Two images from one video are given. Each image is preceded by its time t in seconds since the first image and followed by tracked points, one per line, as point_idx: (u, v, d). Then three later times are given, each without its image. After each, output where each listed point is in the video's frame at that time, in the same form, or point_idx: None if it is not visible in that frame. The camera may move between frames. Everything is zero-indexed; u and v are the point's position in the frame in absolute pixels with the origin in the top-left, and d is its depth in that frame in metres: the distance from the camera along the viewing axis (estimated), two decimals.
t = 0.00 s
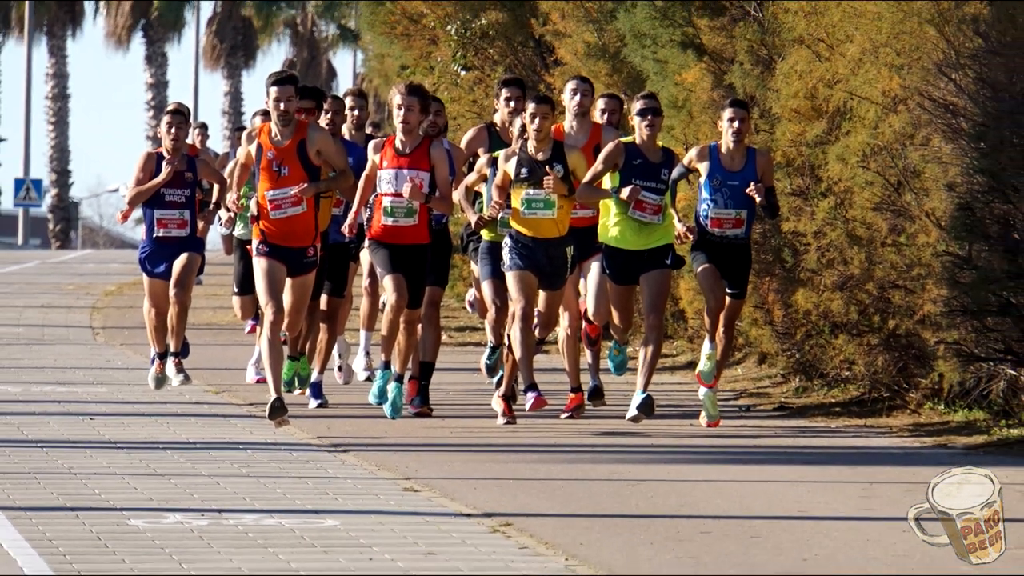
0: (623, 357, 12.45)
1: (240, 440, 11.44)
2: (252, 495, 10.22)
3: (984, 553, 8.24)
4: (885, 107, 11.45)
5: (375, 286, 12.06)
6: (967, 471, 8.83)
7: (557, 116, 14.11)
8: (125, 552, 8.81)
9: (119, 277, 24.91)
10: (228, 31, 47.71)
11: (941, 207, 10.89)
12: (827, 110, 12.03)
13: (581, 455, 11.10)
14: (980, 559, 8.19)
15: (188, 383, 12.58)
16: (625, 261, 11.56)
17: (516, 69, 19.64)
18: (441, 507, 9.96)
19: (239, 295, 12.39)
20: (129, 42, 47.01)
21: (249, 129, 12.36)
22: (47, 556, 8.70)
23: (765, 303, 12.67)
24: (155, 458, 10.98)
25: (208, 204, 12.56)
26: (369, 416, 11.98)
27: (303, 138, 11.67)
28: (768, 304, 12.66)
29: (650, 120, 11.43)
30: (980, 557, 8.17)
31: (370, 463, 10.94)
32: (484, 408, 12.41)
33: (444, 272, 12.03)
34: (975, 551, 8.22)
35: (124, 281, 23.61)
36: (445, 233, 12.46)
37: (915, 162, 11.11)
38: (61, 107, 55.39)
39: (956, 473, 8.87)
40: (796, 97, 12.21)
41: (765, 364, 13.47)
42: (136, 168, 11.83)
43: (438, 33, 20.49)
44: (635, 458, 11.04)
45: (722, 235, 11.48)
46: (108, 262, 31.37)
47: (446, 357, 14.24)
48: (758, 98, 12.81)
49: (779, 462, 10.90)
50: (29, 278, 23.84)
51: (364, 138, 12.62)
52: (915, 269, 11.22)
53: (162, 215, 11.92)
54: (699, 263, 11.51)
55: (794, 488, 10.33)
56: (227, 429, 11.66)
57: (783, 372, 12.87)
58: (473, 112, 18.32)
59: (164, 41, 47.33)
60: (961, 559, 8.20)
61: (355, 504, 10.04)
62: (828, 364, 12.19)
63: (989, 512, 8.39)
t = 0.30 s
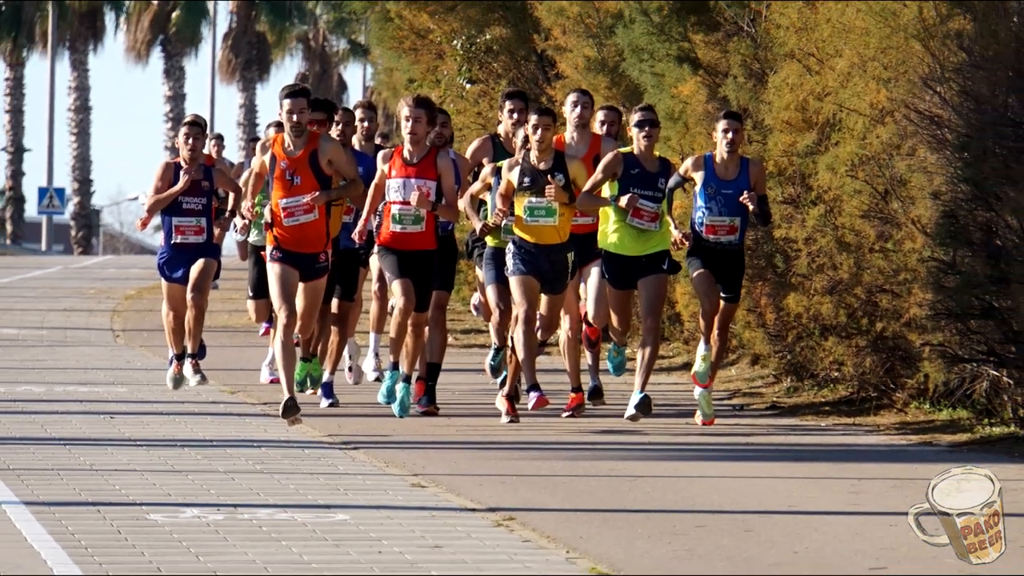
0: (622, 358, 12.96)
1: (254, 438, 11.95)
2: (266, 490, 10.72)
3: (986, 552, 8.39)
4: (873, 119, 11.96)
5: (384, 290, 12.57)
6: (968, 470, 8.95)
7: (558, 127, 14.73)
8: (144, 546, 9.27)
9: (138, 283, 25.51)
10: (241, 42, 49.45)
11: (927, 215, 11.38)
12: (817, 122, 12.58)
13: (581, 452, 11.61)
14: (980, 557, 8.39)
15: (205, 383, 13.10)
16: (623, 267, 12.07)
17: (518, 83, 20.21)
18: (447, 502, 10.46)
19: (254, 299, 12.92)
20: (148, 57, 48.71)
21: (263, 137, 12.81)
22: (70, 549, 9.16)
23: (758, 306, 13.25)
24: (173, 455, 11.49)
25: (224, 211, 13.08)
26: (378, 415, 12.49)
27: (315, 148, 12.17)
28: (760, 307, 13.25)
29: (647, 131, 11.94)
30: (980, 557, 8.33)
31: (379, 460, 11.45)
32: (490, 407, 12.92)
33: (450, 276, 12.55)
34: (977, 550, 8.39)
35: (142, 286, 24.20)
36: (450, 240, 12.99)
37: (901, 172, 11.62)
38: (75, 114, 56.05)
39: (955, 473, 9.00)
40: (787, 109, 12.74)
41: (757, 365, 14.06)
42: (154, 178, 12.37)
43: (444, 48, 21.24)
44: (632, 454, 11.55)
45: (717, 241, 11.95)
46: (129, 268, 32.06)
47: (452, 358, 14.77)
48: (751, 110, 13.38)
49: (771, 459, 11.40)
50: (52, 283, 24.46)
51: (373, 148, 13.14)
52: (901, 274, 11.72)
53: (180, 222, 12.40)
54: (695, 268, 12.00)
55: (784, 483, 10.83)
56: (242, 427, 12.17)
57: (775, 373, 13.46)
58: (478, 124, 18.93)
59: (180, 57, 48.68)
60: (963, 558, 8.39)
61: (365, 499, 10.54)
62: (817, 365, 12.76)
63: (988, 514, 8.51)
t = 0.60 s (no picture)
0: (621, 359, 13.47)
1: (267, 436, 12.44)
2: (279, 486, 11.19)
3: (985, 552, 8.90)
4: (861, 130, 12.49)
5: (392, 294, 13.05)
6: (968, 470, 9.69)
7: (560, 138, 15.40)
8: (161, 539, 9.63)
9: (157, 286, 26.13)
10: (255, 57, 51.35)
11: (913, 221, 11.86)
12: (807, 132, 13.21)
13: (581, 450, 12.10)
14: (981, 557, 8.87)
15: (220, 384, 13.73)
16: (622, 271, 12.58)
17: (520, 94, 21.05)
18: (453, 497, 10.94)
19: (268, 303, 13.42)
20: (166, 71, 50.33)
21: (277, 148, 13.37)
22: (91, 543, 9.49)
23: (751, 310, 13.84)
24: (190, 453, 11.97)
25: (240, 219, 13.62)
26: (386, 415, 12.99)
27: (327, 158, 12.66)
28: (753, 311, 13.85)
29: (645, 141, 12.39)
30: (982, 557, 8.83)
31: (387, 458, 11.94)
32: (494, 406, 13.43)
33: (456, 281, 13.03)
34: (977, 549, 8.90)
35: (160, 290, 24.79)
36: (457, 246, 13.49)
37: (889, 180, 12.08)
38: (90, 121, 56.78)
39: (957, 474, 9.76)
40: (780, 120, 13.39)
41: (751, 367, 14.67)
42: (171, 186, 12.93)
43: (450, 61, 22.17)
44: (630, 452, 12.03)
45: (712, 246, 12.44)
46: (151, 272, 32.81)
47: (457, 360, 15.29)
48: (744, 121, 14.10)
49: (763, 456, 11.89)
50: (72, 287, 25.11)
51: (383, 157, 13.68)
52: (889, 278, 12.22)
53: (196, 228, 12.97)
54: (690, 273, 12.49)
55: (775, 479, 11.31)
56: (256, 426, 12.66)
57: (768, 373, 14.06)
58: (482, 135, 19.69)
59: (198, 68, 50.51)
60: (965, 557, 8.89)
61: (374, 495, 11.01)
62: (809, 365, 13.33)
63: (987, 515, 9.08)
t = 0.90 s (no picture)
0: (620, 359, 13.99)
1: (279, 435, 12.95)
2: (291, 482, 11.69)
3: (984, 553, 9.13)
4: (851, 140, 12.99)
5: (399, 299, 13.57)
6: (968, 471, 10.18)
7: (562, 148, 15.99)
8: (178, 534, 10.12)
9: (173, 290, 26.79)
10: (268, 70, 52.79)
11: (900, 228, 12.36)
12: (799, 142, 13.72)
13: (581, 447, 12.61)
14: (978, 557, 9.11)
15: (235, 384, 14.27)
16: (621, 276, 13.07)
17: (524, 106, 21.90)
18: (458, 493, 11.44)
19: (280, 306, 13.94)
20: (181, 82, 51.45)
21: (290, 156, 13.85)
22: (110, 537, 9.97)
23: (744, 314, 14.37)
24: (205, 450, 12.47)
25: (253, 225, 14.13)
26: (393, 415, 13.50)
27: (337, 167, 13.13)
28: (746, 314, 14.37)
29: (643, 151, 12.91)
30: (980, 557, 9.06)
31: (395, 455, 12.44)
32: (498, 406, 13.94)
33: (461, 285, 13.55)
34: (972, 550, 9.15)
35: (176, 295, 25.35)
36: (462, 251, 14.01)
37: (877, 188, 12.58)
38: (102, 127, 57.42)
39: (956, 476, 10.24)
40: (772, 130, 13.93)
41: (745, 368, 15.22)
42: (188, 194, 13.43)
43: (455, 74, 22.93)
44: (628, 450, 12.54)
45: (707, 252, 12.93)
46: (168, 277, 33.48)
47: (462, 361, 15.81)
48: (739, 131, 14.66)
49: (756, 453, 12.39)
50: (92, 292, 25.76)
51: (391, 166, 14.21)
52: (877, 282, 12.72)
53: (211, 235, 13.45)
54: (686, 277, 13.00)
55: (767, 476, 11.80)
56: (268, 425, 13.17)
57: (761, 374, 14.61)
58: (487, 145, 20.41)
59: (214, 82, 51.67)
60: (962, 557, 9.13)
61: (382, 491, 11.51)
62: (800, 365, 13.86)
63: (986, 513, 9.47)
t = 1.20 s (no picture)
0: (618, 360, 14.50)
1: (290, 433, 13.45)
2: (303, 478, 12.19)
3: (985, 553, 9.21)
4: (841, 149, 13.46)
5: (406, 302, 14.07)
6: (967, 470, 10.05)
7: (563, 156, 16.57)
8: (192, 528, 10.56)
9: (188, 294, 27.40)
10: (280, 81, 55.15)
11: (888, 234, 12.78)
12: (791, 151, 14.24)
13: (581, 445, 13.11)
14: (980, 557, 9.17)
15: (247, 384, 14.79)
16: (620, 281, 13.57)
17: (527, 115, 22.76)
18: (463, 489, 11.93)
19: (292, 309, 14.45)
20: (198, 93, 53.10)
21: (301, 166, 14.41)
22: (127, 531, 10.40)
23: (739, 316, 14.92)
24: (219, 448, 12.97)
25: (266, 231, 14.66)
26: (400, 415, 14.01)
27: (346, 175, 13.65)
28: (740, 317, 14.91)
29: (641, 160, 13.41)
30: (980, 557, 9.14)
31: (401, 453, 12.94)
32: (501, 405, 14.45)
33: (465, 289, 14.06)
34: (974, 550, 9.23)
35: (191, 297, 25.96)
36: (466, 256, 14.52)
37: (866, 196, 13.06)
38: (115, 133, 58.09)
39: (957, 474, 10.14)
40: (765, 140, 14.45)
41: (740, 368, 15.78)
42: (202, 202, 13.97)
43: (460, 85, 23.64)
44: (626, 447, 13.04)
45: (703, 258, 13.43)
46: (182, 281, 34.13)
47: (467, 362, 16.33)
48: (733, 140, 15.23)
49: (749, 450, 12.89)
50: (109, 295, 26.38)
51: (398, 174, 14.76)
52: (866, 286, 13.16)
53: (225, 240, 13.97)
54: (683, 281, 13.49)
55: (759, 472, 12.30)
56: (280, 424, 13.67)
57: (754, 374, 15.16)
58: (490, 154, 21.22)
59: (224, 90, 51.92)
60: (963, 557, 9.21)
61: (390, 487, 12.01)
62: (793, 366, 14.38)
63: (986, 514, 9.50)
